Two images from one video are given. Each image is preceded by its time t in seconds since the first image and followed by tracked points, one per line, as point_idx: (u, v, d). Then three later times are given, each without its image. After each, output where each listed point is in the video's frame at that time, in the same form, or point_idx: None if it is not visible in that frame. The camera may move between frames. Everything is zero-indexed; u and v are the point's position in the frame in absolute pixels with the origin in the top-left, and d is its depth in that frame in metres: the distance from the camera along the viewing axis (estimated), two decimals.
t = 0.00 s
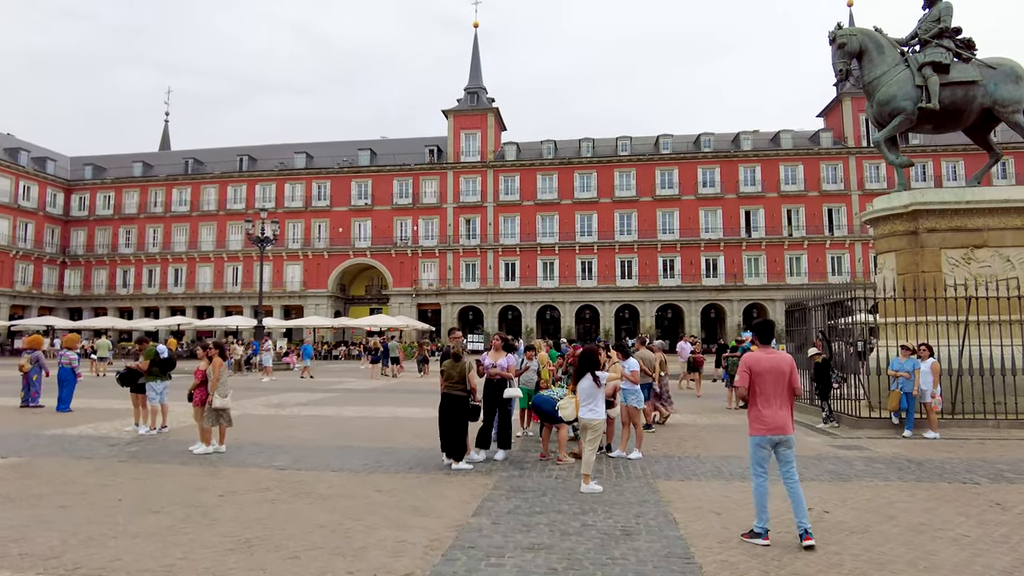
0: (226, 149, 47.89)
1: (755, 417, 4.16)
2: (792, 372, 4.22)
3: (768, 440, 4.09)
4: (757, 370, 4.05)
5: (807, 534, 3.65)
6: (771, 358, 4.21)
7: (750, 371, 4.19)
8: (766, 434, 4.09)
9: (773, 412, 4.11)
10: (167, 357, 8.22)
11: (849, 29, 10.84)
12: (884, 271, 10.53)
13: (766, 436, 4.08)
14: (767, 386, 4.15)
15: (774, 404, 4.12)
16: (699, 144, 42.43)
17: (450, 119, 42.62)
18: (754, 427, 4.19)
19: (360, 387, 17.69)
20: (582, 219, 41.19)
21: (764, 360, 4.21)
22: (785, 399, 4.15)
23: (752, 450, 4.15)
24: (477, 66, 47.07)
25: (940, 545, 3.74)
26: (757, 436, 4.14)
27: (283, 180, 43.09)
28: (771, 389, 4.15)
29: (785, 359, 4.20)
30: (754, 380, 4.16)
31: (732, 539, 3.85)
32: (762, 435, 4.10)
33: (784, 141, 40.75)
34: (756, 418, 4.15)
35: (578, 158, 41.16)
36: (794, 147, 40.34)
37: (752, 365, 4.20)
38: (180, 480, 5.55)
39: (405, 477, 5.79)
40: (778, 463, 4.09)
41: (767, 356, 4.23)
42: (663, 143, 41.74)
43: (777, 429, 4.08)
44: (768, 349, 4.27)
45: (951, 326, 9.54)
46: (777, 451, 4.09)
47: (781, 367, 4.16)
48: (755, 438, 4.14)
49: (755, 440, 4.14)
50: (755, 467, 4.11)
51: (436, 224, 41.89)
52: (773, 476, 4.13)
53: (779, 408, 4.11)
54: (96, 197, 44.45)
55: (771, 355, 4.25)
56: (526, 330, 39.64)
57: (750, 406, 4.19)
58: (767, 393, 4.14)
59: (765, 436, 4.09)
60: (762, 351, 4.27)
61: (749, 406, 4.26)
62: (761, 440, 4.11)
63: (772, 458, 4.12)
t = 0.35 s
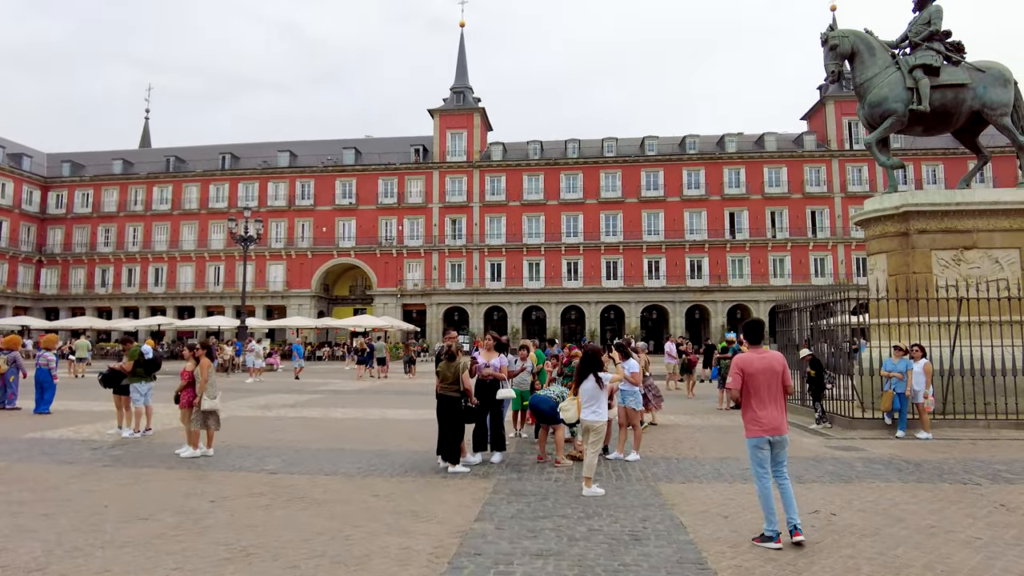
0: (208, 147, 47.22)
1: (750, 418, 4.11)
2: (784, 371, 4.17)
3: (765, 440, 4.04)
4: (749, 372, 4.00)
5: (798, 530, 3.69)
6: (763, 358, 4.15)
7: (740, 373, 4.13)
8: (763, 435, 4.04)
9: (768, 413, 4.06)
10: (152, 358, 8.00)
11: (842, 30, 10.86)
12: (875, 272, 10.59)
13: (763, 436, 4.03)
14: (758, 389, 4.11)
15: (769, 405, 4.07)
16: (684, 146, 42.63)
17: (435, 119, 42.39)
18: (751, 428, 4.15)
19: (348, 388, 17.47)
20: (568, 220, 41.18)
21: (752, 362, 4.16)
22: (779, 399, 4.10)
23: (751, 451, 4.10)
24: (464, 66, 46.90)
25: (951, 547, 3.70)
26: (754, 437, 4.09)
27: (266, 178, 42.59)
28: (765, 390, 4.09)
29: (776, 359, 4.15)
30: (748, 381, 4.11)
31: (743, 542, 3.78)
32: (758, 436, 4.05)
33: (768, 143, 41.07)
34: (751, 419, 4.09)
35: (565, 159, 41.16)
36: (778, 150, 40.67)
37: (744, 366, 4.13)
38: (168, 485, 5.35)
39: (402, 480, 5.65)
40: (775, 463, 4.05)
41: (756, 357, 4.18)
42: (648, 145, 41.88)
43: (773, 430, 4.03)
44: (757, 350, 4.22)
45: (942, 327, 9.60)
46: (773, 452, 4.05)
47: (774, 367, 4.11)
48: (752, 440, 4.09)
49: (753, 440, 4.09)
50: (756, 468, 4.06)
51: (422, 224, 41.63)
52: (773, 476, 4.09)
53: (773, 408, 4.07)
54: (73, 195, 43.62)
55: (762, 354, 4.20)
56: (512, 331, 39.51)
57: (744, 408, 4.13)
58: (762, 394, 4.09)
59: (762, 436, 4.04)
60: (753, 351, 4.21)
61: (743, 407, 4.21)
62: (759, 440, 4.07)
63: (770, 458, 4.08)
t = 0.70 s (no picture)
0: (166, 143, 45.86)
1: (728, 421, 4.09)
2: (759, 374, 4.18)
3: (742, 442, 4.02)
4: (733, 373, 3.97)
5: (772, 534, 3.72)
6: (742, 360, 4.14)
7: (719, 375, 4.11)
8: (742, 437, 4.02)
9: (748, 415, 4.04)
10: (110, 360, 7.64)
11: (810, 37, 11.12)
12: (841, 275, 10.81)
13: (740, 439, 4.01)
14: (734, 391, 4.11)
15: (748, 407, 4.06)
16: (649, 149, 43.10)
17: (401, 118, 41.95)
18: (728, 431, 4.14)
19: (312, 391, 17.09)
20: (535, 221, 41.21)
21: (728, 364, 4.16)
22: (755, 401, 4.11)
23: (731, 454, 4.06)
24: (430, 65, 46.56)
25: (930, 548, 3.73)
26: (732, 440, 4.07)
27: (227, 175, 41.54)
28: (744, 392, 4.08)
29: (755, 361, 4.14)
30: (729, 383, 4.08)
31: (729, 548, 3.74)
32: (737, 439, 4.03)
33: (731, 149, 41.82)
34: (728, 421, 4.07)
35: (532, 161, 41.18)
36: (740, 154, 41.45)
37: (725, 368, 4.11)
38: (126, 495, 5.08)
39: (375, 487, 5.47)
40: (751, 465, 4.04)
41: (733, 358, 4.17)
42: (614, 148, 42.21)
43: (752, 433, 4.02)
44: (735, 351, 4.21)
45: (904, 330, 9.85)
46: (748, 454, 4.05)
47: (752, 369, 4.10)
48: (731, 442, 4.06)
49: (731, 444, 4.07)
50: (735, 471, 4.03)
51: (387, 224, 41.12)
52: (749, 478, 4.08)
53: (751, 411, 4.06)
54: (21, 190, 41.84)
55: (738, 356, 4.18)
56: (478, 332, 39.36)
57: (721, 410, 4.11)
58: (741, 396, 4.07)
59: (741, 438, 4.01)
60: (732, 353, 4.19)
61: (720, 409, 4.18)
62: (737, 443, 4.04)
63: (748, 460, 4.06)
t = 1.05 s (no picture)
0: (114, 135, 44.14)
1: (694, 416, 4.04)
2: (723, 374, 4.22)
3: (709, 438, 3.99)
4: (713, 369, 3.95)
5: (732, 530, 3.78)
6: (711, 358, 4.14)
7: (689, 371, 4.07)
8: (709, 434, 3.99)
9: (714, 413, 4.04)
10: (52, 362, 7.23)
11: (773, 40, 11.36)
12: (801, 275, 11.02)
13: (709, 434, 3.97)
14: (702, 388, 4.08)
15: (715, 405, 4.05)
16: (610, 150, 43.47)
17: (361, 113, 41.22)
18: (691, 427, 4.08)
19: (270, 391, 16.62)
20: (496, 220, 41.08)
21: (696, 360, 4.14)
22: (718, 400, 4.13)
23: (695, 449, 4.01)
24: (391, 60, 45.93)
25: (902, 541, 3.77)
26: (696, 436, 4.02)
27: (179, 169, 40.20)
28: (713, 391, 4.07)
29: (721, 361, 4.17)
30: (702, 379, 4.04)
31: (707, 547, 3.70)
32: (703, 434, 3.99)
33: (689, 151, 42.52)
34: (697, 417, 4.02)
35: (493, 160, 41.03)
36: (698, 157, 42.18)
37: (698, 363, 4.08)
38: (70, 504, 4.76)
39: (341, 490, 5.27)
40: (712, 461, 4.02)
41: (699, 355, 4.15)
42: (575, 148, 42.40)
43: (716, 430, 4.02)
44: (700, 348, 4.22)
45: (862, 328, 10.10)
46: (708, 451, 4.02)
47: (720, 367, 4.13)
48: (697, 438, 4.00)
49: (696, 440, 4.02)
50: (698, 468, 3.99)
51: (345, 221, 40.40)
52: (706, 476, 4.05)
53: (716, 410, 4.06)
54: None
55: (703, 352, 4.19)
56: (439, 331, 39.02)
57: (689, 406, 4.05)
58: (711, 395, 4.06)
59: (710, 434, 3.98)
60: (700, 350, 4.18)
61: (684, 405, 4.11)
62: (701, 439, 4.00)
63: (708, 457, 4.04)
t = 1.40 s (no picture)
0: (56, 125, 42.18)
1: (658, 414, 3.94)
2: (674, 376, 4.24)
3: (674, 436, 3.93)
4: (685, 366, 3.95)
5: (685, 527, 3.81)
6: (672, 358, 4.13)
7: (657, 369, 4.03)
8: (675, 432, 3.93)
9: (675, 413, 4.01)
10: None
11: (735, 43, 11.54)
12: (761, 275, 11.21)
13: (676, 432, 3.91)
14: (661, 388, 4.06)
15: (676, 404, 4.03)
16: (570, 151, 43.66)
17: (318, 108, 40.35)
18: (652, 425, 3.97)
19: (223, 393, 16.05)
20: (456, 219, 40.80)
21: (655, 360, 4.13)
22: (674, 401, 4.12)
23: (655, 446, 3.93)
24: (349, 55, 45.13)
25: (873, 539, 3.80)
26: (662, 434, 3.91)
27: (125, 162, 38.65)
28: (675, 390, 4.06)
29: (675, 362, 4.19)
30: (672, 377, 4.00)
31: (683, 550, 3.64)
32: (670, 433, 3.90)
33: (647, 153, 43.06)
34: (665, 414, 3.92)
35: (453, 157, 40.73)
36: (656, 159, 42.78)
37: (667, 361, 4.03)
38: (6, 517, 4.41)
39: (302, 496, 5.05)
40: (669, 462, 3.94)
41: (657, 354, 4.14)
42: (535, 148, 42.43)
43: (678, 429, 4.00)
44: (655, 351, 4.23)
45: (820, 327, 10.34)
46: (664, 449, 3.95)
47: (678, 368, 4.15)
48: (665, 436, 3.90)
49: (661, 438, 3.92)
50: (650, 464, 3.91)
51: (301, 218, 39.52)
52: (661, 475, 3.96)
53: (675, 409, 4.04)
54: None
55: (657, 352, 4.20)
56: (398, 330, 38.49)
57: (655, 403, 3.95)
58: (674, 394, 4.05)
59: (678, 432, 3.92)
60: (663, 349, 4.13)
61: (650, 402, 4.00)
62: (666, 437, 3.91)
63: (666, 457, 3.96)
